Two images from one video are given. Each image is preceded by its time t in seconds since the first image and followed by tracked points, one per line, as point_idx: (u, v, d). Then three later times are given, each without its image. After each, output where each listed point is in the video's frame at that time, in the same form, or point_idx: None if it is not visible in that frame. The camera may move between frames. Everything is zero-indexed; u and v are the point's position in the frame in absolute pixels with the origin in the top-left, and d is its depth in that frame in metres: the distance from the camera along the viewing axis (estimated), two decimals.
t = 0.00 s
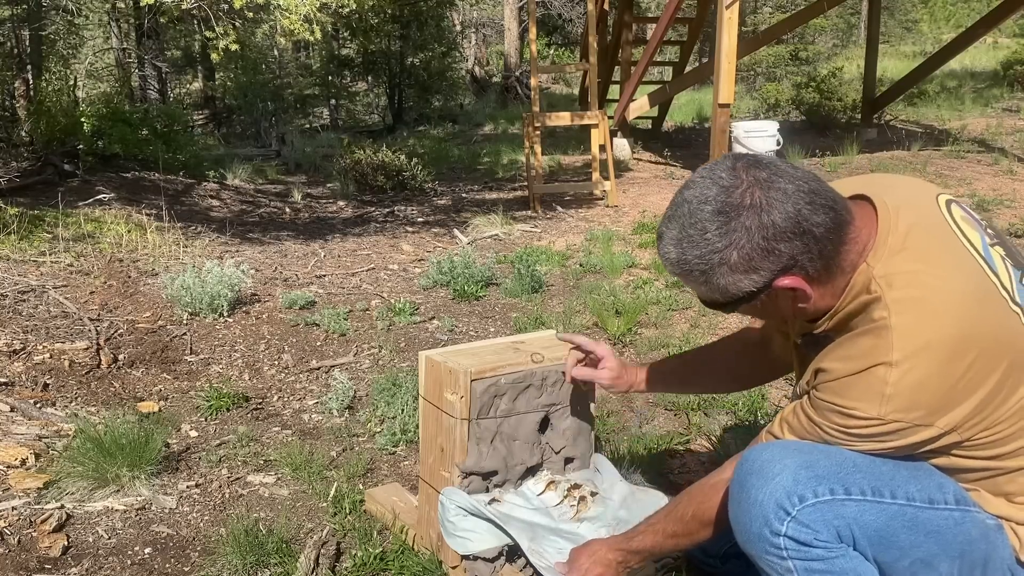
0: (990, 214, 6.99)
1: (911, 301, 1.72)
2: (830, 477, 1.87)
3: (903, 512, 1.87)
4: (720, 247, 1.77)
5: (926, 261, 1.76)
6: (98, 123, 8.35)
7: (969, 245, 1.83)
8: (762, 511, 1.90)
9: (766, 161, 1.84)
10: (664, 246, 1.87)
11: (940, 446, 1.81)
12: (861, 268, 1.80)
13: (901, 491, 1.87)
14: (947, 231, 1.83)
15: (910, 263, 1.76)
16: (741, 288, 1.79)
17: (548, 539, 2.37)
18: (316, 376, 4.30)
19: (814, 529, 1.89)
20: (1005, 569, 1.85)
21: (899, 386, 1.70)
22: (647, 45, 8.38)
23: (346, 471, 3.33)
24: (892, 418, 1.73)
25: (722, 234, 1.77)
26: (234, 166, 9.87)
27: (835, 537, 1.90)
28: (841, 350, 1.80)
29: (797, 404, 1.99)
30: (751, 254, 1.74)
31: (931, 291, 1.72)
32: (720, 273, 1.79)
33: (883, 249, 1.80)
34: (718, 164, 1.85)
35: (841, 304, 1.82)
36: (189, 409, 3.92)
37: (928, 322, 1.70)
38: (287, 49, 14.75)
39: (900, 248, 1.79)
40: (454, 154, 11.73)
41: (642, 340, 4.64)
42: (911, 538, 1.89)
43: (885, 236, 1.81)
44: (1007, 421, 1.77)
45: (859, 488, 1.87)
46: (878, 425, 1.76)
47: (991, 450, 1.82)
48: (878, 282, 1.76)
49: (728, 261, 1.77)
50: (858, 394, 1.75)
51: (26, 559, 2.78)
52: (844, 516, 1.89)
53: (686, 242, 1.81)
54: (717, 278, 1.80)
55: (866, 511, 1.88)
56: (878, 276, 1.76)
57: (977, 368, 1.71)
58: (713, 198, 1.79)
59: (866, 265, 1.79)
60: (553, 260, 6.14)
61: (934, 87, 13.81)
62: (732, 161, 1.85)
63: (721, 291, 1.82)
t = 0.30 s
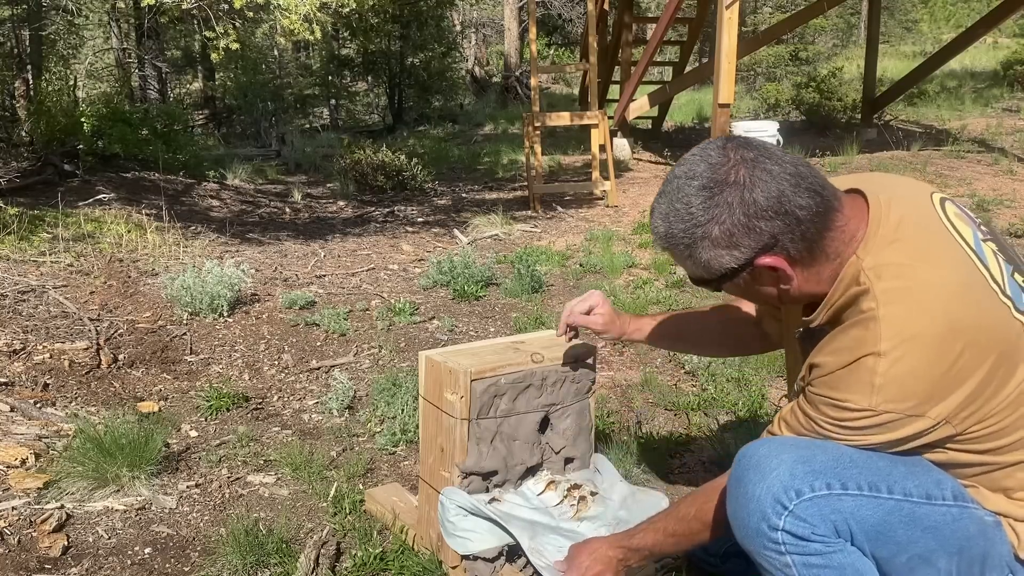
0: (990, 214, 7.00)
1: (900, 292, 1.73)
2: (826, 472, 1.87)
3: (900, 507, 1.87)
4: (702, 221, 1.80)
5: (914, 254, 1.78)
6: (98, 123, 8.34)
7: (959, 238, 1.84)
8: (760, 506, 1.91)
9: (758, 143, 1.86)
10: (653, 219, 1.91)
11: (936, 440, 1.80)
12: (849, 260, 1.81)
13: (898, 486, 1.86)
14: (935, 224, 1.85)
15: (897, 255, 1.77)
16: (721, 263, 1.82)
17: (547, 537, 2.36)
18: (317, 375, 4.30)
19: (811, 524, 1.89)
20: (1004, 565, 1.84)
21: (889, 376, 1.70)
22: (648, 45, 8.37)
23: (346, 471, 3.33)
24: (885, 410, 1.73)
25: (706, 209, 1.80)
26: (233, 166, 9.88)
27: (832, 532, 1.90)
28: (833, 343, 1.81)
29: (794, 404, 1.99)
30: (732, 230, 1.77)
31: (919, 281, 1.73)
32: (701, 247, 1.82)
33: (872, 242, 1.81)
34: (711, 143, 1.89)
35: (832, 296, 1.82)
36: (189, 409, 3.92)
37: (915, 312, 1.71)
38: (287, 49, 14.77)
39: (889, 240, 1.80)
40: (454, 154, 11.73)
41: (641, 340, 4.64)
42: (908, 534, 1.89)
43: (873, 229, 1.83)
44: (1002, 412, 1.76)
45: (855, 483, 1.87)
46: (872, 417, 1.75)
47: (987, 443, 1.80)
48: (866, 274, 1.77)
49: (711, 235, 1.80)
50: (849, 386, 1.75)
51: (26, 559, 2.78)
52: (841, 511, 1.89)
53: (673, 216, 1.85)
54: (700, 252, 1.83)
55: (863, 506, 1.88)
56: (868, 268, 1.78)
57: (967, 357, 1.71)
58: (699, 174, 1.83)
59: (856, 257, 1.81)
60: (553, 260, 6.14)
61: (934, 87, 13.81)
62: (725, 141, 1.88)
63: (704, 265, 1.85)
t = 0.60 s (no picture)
0: (990, 213, 6.99)
1: (842, 261, 1.78)
2: (793, 472, 1.91)
3: (873, 505, 1.89)
4: (672, 153, 1.88)
5: (859, 229, 1.82)
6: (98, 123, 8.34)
7: (907, 219, 1.87)
8: (730, 509, 1.97)
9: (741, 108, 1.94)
10: (630, 153, 1.99)
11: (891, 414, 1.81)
12: (800, 233, 1.87)
13: (868, 485, 1.89)
14: (887, 205, 1.89)
15: (843, 230, 1.82)
16: (680, 199, 1.87)
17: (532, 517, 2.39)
18: (317, 376, 4.30)
19: (781, 523, 1.95)
20: (988, 561, 1.83)
21: (830, 342, 1.75)
22: (648, 45, 8.37)
23: (346, 471, 3.33)
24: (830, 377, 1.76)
25: (679, 143, 1.88)
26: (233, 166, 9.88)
27: (803, 530, 1.95)
28: (785, 319, 1.86)
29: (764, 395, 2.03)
30: (698, 165, 1.84)
31: (862, 252, 1.78)
32: (665, 182, 1.89)
33: (820, 218, 1.86)
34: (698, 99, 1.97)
35: (786, 269, 1.88)
36: (189, 409, 3.92)
37: (855, 280, 1.75)
38: (287, 50, 14.78)
39: (837, 218, 1.85)
40: (454, 154, 11.73)
41: (642, 340, 4.65)
42: (884, 532, 1.90)
43: (823, 207, 1.87)
44: (954, 383, 1.77)
45: (823, 482, 1.91)
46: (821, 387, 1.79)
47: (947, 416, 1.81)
48: (813, 246, 1.83)
49: (677, 168, 1.87)
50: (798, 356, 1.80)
51: (26, 559, 2.78)
52: (811, 510, 1.93)
53: (648, 151, 1.93)
54: (663, 186, 1.90)
55: (833, 505, 1.92)
56: (816, 240, 1.83)
57: (910, 324, 1.73)
58: (681, 114, 1.91)
59: (806, 232, 1.86)
60: (553, 260, 6.14)
61: (934, 87, 13.81)
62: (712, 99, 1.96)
63: (664, 205, 1.91)
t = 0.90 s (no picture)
0: (990, 213, 6.99)
1: (777, 229, 1.83)
2: (748, 466, 1.93)
3: (833, 495, 1.91)
4: (639, 129, 1.94)
5: (798, 203, 1.87)
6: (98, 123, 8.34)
7: (852, 200, 1.92)
8: (688, 506, 1.99)
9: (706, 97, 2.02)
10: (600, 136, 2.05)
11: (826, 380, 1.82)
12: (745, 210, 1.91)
13: (826, 475, 1.91)
14: (832, 189, 1.94)
15: (783, 204, 1.87)
16: (643, 172, 1.93)
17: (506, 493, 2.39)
18: (316, 376, 4.30)
19: (740, 516, 1.96)
20: (962, 547, 1.83)
21: (759, 300, 1.78)
22: (648, 45, 8.37)
23: (346, 471, 3.33)
24: (761, 334, 1.78)
25: (646, 120, 1.94)
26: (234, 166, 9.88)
27: (764, 522, 1.96)
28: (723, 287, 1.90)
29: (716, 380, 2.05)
30: (661, 141, 1.90)
31: (797, 223, 1.83)
32: (631, 159, 1.95)
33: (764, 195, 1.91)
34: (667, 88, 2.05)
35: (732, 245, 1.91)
36: (189, 409, 3.92)
37: (788, 245, 1.81)
38: (287, 50, 14.79)
39: (779, 195, 1.90)
40: (454, 155, 11.73)
41: (642, 340, 4.65)
42: (849, 522, 1.92)
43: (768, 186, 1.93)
44: (889, 351, 1.79)
45: (780, 475, 1.94)
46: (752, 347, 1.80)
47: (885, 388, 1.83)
48: (755, 218, 1.88)
49: (642, 143, 1.93)
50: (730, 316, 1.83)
51: (26, 559, 2.78)
52: (770, 502, 1.94)
53: (617, 131, 1.99)
54: (628, 161, 1.95)
55: (792, 497, 1.93)
56: (759, 213, 1.88)
57: (841, 287, 1.77)
58: (648, 97, 1.98)
59: (751, 208, 1.91)
60: (553, 260, 6.14)
61: (934, 87, 13.81)
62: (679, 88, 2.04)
63: (630, 179, 1.96)
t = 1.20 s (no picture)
0: (990, 213, 6.98)
1: (777, 226, 1.86)
2: (735, 470, 1.93)
3: (821, 497, 1.91)
4: (638, 137, 1.97)
5: (796, 202, 1.90)
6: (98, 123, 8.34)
7: (848, 201, 1.94)
8: (676, 512, 2.00)
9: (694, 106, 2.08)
10: (596, 150, 2.07)
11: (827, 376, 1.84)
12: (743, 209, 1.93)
13: (814, 478, 1.92)
14: (828, 191, 1.97)
15: (781, 203, 1.90)
16: (650, 179, 1.95)
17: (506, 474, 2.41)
18: (317, 376, 4.30)
19: (728, 520, 1.96)
20: (956, 546, 1.83)
21: (760, 297, 1.81)
22: (647, 45, 8.37)
23: (346, 471, 3.33)
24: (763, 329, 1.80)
25: (644, 129, 1.98)
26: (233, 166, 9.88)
27: (752, 525, 1.96)
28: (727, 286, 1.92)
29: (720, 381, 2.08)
30: (663, 147, 1.94)
31: (796, 221, 1.86)
32: (632, 168, 1.98)
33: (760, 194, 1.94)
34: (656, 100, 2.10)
35: (733, 247, 1.93)
36: (189, 409, 3.92)
37: (788, 241, 1.83)
38: (287, 50, 14.81)
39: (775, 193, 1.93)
40: (454, 155, 11.73)
41: (642, 340, 4.65)
42: (839, 523, 1.92)
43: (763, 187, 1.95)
44: (889, 345, 1.79)
45: (767, 478, 1.93)
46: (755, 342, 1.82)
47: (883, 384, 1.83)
48: (754, 216, 1.91)
49: (644, 151, 1.96)
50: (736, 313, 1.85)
51: (26, 559, 2.78)
52: (758, 506, 1.94)
53: (614, 143, 2.02)
54: (633, 169, 1.97)
55: (779, 500, 1.93)
56: (759, 210, 1.91)
57: (841, 281, 1.78)
58: (643, 107, 2.03)
59: (749, 206, 1.93)
60: (553, 260, 6.14)
61: (934, 87, 13.80)
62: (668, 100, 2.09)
63: (632, 189, 1.98)
